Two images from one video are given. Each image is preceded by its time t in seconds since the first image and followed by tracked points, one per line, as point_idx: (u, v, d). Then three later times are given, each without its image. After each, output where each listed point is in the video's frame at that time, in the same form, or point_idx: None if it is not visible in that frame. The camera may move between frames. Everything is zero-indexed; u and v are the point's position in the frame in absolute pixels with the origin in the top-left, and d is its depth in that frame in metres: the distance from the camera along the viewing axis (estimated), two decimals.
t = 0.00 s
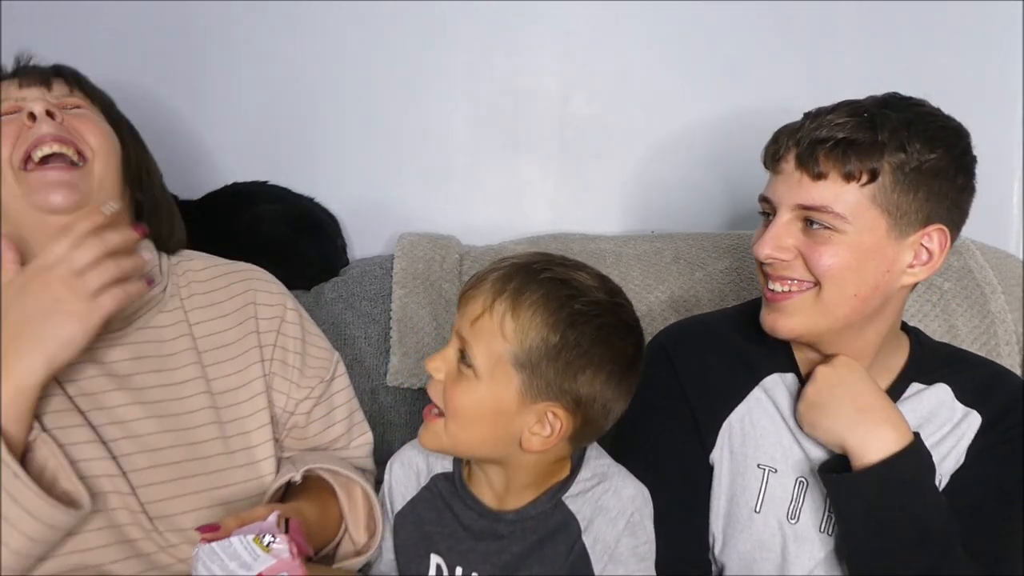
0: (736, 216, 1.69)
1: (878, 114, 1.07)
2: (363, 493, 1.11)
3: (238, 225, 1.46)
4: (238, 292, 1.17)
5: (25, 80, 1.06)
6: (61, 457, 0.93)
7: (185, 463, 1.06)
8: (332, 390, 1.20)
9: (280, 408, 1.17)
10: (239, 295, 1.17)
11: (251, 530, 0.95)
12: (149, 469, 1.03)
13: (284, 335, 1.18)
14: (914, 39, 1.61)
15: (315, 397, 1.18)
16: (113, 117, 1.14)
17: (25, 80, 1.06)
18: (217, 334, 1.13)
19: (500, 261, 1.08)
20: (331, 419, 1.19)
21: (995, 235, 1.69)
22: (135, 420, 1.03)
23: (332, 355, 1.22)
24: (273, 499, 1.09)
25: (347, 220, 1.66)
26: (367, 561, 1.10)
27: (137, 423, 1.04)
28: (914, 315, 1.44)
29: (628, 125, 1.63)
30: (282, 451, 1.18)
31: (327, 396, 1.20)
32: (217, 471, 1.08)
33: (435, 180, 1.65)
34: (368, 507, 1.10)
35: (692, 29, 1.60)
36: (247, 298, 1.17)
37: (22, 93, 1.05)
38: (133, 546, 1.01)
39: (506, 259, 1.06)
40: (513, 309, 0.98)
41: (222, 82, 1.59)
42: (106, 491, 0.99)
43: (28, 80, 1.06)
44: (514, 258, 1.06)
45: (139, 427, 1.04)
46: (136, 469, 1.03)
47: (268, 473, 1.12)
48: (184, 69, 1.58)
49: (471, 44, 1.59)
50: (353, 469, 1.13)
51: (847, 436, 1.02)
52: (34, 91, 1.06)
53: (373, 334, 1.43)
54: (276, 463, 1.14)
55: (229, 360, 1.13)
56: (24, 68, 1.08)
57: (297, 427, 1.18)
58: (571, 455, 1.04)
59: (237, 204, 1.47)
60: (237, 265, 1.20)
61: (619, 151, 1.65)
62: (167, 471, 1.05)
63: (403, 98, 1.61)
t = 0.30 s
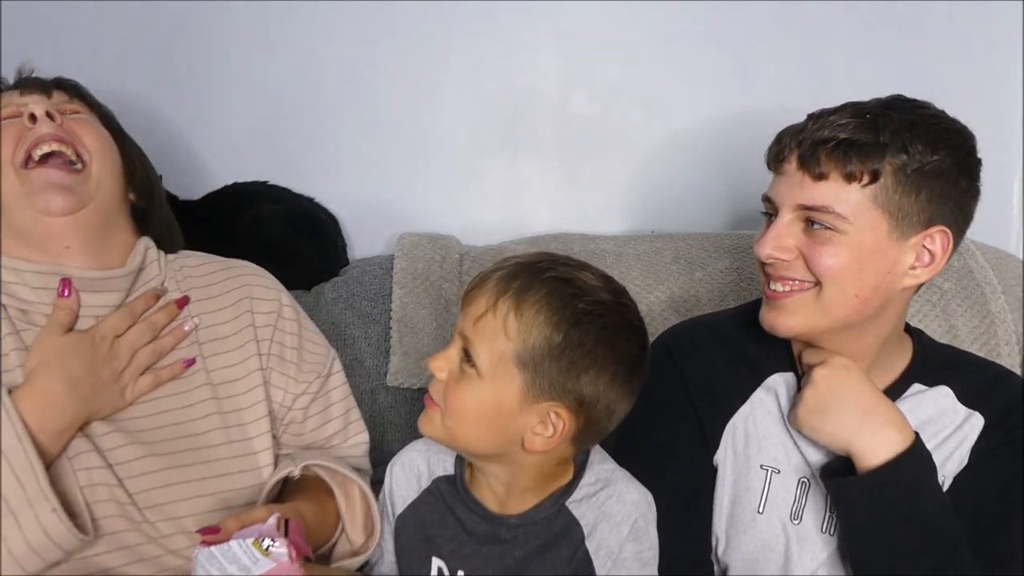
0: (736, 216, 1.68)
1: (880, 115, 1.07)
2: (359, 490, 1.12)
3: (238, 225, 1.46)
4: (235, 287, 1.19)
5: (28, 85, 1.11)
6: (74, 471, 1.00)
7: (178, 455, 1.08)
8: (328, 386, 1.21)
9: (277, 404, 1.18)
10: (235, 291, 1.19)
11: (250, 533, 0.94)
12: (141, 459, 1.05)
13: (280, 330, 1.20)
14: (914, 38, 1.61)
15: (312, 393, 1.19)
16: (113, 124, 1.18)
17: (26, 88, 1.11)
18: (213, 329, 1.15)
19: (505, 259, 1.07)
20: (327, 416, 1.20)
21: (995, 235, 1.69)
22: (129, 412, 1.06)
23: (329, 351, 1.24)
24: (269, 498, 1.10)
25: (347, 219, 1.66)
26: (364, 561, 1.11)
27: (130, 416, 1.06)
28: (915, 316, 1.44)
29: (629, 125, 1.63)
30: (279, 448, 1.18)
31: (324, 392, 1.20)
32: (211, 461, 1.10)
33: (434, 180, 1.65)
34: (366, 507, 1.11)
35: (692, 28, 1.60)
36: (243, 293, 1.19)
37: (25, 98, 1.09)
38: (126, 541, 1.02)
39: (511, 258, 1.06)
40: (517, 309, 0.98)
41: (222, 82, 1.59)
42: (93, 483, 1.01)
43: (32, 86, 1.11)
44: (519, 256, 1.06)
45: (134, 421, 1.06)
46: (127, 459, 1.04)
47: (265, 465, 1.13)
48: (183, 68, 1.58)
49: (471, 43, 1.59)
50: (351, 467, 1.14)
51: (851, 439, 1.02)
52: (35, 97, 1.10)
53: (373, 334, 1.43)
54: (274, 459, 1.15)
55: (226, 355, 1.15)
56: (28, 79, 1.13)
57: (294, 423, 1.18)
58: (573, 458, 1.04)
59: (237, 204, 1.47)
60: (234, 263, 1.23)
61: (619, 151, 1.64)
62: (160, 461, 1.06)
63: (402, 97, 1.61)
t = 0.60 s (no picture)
0: (736, 217, 1.69)
1: (879, 112, 1.07)
2: (359, 489, 1.11)
3: (238, 225, 1.46)
4: (236, 288, 1.19)
5: (29, 91, 1.12)
6: (69, 468, 1.00)
7: (177, 454, 1.08)
8: (329, 388, 1.21)
9: (276, 405, 1.18)
10: (235, 291, 1.18)
11: (255, 525, 0.94)
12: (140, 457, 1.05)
13: (281, 332, 1.19)
14: (913, 38, 1.61)
15: (312, 394, 1.18)
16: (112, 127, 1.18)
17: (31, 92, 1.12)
18: (215, 329, 1.16)
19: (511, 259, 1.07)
20: (328, 417, 1.19)
21: (994, 235, 1.69)
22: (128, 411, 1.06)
23: (330, 355, 1.23)
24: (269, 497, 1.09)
25: (347, 219, 1.66)
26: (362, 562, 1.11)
27: (128, 415, 1.06)
28: (914, 316, 1.44)
29: (628, 125, 1.63)
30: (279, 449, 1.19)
31: (324, 394, 1.20)
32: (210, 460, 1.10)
33: (434, 180, 1.65)
34: (366, 507, 1.10)
35: (691, 28, 1.60)
36: (244, 293, 1.19)
37: (26, 102, 1.10)
38: (121, 538, 1.02)
39: (518, 259, 1.06)
40: (534, 307, 0.98)
41: (222, 82, 1.59)
42: (86, 480, 1.01)
43: (32, 91, 1.12)
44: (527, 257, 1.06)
45: (134, 420, 1.06)
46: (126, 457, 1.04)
47: (265, 465, 1.13)
48: (183, 69, 1.57)
49: (471, 44, 1.59)
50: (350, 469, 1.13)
51: (852, 442, 1.02)
52: (37, 100, 1.11)
53: (373, 334, 1.43)
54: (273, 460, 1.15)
55: (228, 355, 1.15)
56: (32, 84, 1.14)
57: (293, 424, 1.18)
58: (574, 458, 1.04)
59: (237, 204, 1.47)
60: (237, 266, 1.22)
61: (619, 151, 1.64)
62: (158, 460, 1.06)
63: (402, 97, 1.61)
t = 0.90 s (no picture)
0: (735, 217, 1.69)
1: (877, 107, 1.07)
2: (364, 493, 1.11)
3: (238, 225, 1.46)
4: (252, 291, 1.21)
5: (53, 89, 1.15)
6: (86, 470, 1.00)
7: (189, 458, 1.08)
8: (338, 396, 1.22)
9: (287, 410, 1.19)
10: (250, 296, 1.20)
11: (255, 523, 0.94)
12: (154, 461, 1.06)
13: (295, 338, 1.21)
14: (912, 39, 1.61)
15: (321, 401, 1.20)
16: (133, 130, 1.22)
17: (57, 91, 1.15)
18: (229, 331, 1.16)
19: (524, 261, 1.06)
20: (336, 424, 1.20)
21: (994, 235, 1.69)
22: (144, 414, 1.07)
23: (340, 362, 1.25)
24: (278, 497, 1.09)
25: (346, 220, 1.66)
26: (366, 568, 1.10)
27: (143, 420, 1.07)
28: (916, 315, 1.44)
29: (627, 125, 1.63)
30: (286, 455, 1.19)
31: (333, 401, 1.21)
32: (222, 464, 1.10)
33: (433, 180, 1.65)
34: (371, 509, 1.10)
35: (691, 28, 1.60)
36: (259, 298, 1.21)
37: (53, 101, 1.13)
38: (132, 544, 1.02)
39: (533, 260, 1.05)
40: (557, 310, 0.98)
41: (223, 82, 1.58)
42: (101, 486, 1.01)
43: (55, 88, 1.15)
44: (541, 259, 1.05)
45: (148, 425, 1.07)
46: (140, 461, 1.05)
47: (275, 470, 1.14)
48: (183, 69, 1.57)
49: (471, 44, 1.59)
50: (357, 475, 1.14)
51: (888, 438, 1.01)
52: (65, 99, 1.14)
53: (373, 334, 1.42)
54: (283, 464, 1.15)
55: (241, 361, 1.16)
56: (58, 82, 1.16)
57: (302, 430, 1.19)
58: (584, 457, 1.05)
59: (237, 204, 1.47)
60: (250, 271, 1.24)
61: (618, 151, 1.64)
62: (171, 463, 1.07)
63: (402, 98, 1.61)
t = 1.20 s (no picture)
0: (735, 217, 1.69)
1: (892, 103, 1.08)
2: (374, 502, 1.09)
3: (239, 225, 1.46)
4: (279, 300, 1.20)
5: (96, 86, 1.18)
6: (111, 479, 1.04)
7: (208, 470, 1.10)
8: (356, 410, 1.21)
9: (304, 422, 1.18)
10: (276, 305, 1.20)
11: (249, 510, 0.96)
12: (174, 473, 1.08)
13: (319, 350, 1.20)
14: (912, 38, 1.62)
15: (340, 415, 1.19)
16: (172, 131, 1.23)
17: (100, 91, 1.17)
18: (251, 341, 1.17)
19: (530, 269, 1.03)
20: (354, 438, 1.20)
21: (995, 235, 1.69)
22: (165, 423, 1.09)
23: (361, 376, 1.24)
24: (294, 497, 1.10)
25: (347, 220, 1.66)
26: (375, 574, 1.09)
27: (163, 431, 1.09)
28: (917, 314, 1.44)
29: (627, 125, 1.63)
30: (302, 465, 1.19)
31: (351, 415, 1.21)
32: (241, 477, 1.11)
33: (433, 181, 1.65)
34: (382, 519, 1.08)
35: (691, 28, 1.60)
36: (285, 307, 1.20)
37: (95, 99, 1.16)
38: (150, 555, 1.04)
39: (542, 268, 1.02)
40: (582, 322, 0.98)
41: (223, 82, 1.58)
42: (125, 496, 1.04)
43: (99, 87, 1.17)
44: (549, 265, 1.03)
45: (169, 436, 1.09)
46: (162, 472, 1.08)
47: (290, 482, 1.14)
48: (184, 69, 1.57)
49: (472, 44, 1.59)
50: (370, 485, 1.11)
51: (891, 437, 1.01)
52: (105, 100, 1.17)
53: (373, 334, 1.42)
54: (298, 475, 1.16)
55: (263, 373, 1.16)
56: (98, 76, 1.19)
57: (318, 443, 1.19)
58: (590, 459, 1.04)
59: (237, 204, 1.48)
60: (276, 279, 1.23)
61: (619, 151, 1.64)
62: (191, 475, 1.09)
63: (403, 98, 1.61)
